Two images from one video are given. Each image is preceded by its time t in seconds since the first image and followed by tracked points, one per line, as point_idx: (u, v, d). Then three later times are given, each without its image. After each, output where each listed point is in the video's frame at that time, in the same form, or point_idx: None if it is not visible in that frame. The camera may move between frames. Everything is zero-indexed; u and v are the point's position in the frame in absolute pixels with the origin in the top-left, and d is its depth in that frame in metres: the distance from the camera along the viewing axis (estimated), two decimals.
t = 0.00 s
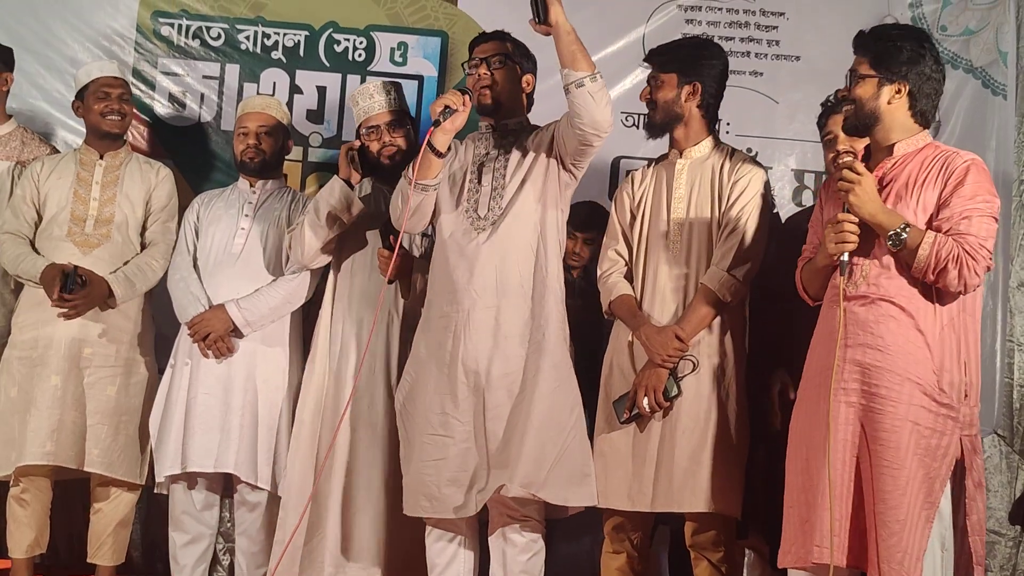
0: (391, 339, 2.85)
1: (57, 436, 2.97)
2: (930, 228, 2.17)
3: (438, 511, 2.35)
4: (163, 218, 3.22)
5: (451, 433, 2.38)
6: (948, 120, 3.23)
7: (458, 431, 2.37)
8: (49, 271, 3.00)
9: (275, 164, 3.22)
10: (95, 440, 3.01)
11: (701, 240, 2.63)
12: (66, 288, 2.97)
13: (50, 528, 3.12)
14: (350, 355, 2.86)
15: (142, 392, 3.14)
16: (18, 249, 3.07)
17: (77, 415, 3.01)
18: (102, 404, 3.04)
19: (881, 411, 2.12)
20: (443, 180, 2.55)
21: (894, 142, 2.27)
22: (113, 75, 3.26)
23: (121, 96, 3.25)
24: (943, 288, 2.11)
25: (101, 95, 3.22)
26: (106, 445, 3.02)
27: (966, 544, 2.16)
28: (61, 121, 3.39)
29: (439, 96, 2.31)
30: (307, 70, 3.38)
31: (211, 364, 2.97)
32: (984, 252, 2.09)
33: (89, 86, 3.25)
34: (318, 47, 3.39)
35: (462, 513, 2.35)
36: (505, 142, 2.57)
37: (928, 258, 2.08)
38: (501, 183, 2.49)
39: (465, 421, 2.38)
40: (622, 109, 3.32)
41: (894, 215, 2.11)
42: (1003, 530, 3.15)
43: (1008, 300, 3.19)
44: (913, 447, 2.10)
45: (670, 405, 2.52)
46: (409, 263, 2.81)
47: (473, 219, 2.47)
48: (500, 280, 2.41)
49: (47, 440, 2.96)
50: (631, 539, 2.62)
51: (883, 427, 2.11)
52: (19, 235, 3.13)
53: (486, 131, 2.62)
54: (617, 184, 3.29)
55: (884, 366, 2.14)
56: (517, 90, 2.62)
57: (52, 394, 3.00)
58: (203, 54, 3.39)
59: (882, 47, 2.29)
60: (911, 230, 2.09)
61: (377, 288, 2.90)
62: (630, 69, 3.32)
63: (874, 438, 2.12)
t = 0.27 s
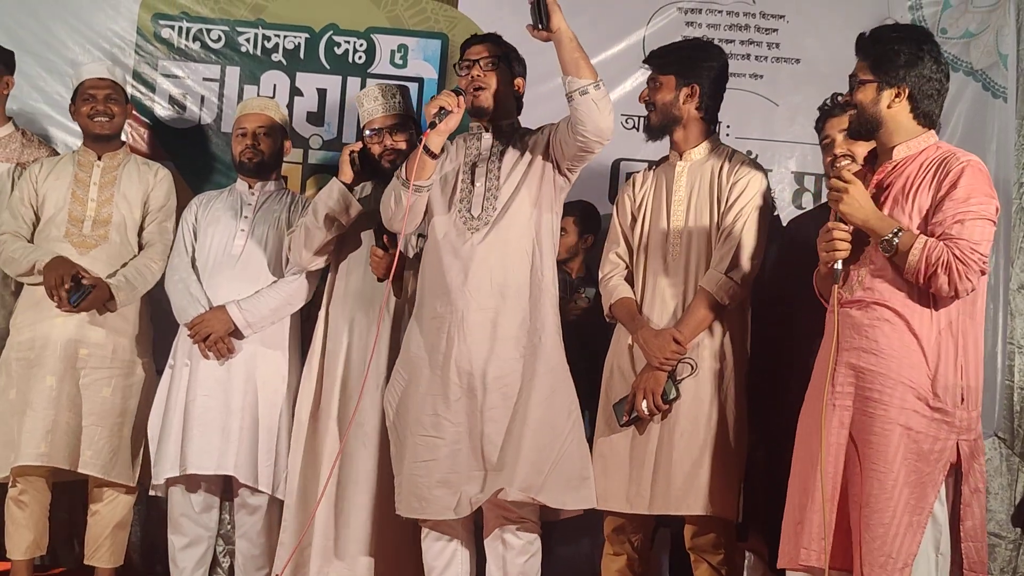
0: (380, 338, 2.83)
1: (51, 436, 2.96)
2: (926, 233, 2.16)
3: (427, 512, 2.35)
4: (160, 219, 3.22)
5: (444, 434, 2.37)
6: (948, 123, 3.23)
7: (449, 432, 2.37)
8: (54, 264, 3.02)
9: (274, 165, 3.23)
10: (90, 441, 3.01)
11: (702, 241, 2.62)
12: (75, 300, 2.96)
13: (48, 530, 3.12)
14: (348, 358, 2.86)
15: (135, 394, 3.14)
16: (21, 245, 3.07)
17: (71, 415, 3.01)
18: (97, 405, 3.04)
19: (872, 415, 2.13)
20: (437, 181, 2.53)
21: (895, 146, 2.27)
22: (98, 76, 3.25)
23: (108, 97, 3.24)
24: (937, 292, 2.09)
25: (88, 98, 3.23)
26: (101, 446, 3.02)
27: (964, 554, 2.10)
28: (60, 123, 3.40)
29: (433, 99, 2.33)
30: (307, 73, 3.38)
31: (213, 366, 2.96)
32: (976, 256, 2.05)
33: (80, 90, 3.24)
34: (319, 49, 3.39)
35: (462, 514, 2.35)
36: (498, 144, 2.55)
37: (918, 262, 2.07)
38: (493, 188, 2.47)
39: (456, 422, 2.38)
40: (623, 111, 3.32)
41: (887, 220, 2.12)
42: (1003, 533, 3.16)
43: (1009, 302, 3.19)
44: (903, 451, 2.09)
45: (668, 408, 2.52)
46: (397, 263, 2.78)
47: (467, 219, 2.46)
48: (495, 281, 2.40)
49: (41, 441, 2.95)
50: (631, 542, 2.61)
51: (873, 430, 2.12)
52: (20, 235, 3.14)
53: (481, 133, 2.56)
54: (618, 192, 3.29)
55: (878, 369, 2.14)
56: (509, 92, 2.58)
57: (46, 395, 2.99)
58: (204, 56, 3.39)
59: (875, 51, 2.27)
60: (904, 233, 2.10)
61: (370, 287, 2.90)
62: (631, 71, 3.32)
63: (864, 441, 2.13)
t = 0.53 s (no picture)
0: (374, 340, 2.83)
1: (44, 436, 2.97)
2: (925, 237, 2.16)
3: (420, 514, 2.34)
4: (155, 216, 3.20)
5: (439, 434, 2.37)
6: (948, 125, 3.23)
7: (441, 432, 2.36)
8: (48, 262, 3.04)
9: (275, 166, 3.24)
10: (81, 441, 3.01)
11: (702, 244, 2.62)
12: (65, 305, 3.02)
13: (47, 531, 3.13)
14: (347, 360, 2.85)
15: (131, 395, 3.14)
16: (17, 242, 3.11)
17: (64, 415, 3.01)
18: (91, 405, 3.04)
19: (872, 420, 2.13)
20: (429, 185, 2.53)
21: (895, 148, 2.27)
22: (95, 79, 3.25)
23: (103, 99, 3.25)
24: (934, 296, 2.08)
25: (84, 100, 3.24)
26: (93, 446, 3.02)
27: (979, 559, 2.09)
28: (61, 126, 3.39)
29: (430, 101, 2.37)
30: (307, 75, 3.39)
31: (215, 368, 2.97)
32: (972, 260, 2.04)
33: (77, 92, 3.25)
34: (319, 51, 3.39)
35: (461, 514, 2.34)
36: (489, 145, 2.55)
37: (915, 266, 2.07)
38: (487, 192, 2.47)
39: (448, 423, 2.37)
40: (623, 112, 3.32)
41: (884, 223, 2.13)
42: (1003, 535, 3.16)
43: (1009, 304, 3.19)
44: (902, 455, 2.09)
45: (669, 410, 2.52)
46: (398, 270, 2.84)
47: (461, 221, 2.46)
48: (491, 283, 2.41)
49: (33, 440, 2.95)
50: (631, 545, 2.61)
51: (873, 435, 2.12)
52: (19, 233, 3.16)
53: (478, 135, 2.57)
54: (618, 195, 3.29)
55: (878, 374, 2.14)
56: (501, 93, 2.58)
57: (40, 395, 3.00)
58: (205, 58, 3.40)
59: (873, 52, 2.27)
60: (901, 237, 2.10)
61: (360, 288, 2.91)
62: (631, 73, 3.32)
63: (864, 446, 2.13)
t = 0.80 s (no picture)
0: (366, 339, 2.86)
1: (36, 436, 2.98)
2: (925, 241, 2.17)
3: (402, 518, 2.37)
4: (154, 204, 3.19)
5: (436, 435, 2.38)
6: (948, 126, 3.23)
7: (428, 434, 2.39)
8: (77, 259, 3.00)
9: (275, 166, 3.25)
10: (76, 441, 3.00)
11: (706, 248, 2.64)
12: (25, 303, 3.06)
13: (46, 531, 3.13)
14: (345, 361, 2.86)
15: (129, 396, 3.13)
16: (21, 234, 3.08)
17: (58, 415, 3.03)
18: (84, 404, 3.03)
19: (874, 425, 2.13)
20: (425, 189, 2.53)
21: (893, 150, 2.27)
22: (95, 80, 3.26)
23: (103, 100, 3.25)
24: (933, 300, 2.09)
25: (84, 102, 3.25)
26: (86, 446, 3.01)
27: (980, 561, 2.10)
28: (62, 127, 3.39)
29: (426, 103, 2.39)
30: (307, 76, 3.38)
31: (216, 369, 2.96)
32: (971, 265, 2.05)
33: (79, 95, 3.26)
34: (319, 52, 3.39)
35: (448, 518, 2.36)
36: (484, 148, 2.55)
37: (914, 270, 2.07)
38: (483, 195, 2.48)
39: (436, 426, 2.39)
40: (623, 113, 3.32)
41: (881, 224, 2.12)
42: (1003, 536, 3.16)
43: (1009, 305, 3.20)
44: (905, 460, 2.09)
45: (681, 407, 2.52)
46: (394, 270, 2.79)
47: (456, 223, 2.46)
48: (484, 283, 2.41)
49: (26, 440, 2.97)
50: (633, 546, 2.62)
51: (875, 440, 2.12)
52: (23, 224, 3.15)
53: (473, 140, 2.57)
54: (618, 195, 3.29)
55: (880, 379, 2.14)
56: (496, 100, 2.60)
57: (34, 393, 3.01)
58: (205, 60, 3.39)
59: (868, 52, 2.27)
60: (899, 238, 2.10)
61: (353, 285, 2.93)
62: (631, 74, 3.32)
63: (867, 452, 2.13)
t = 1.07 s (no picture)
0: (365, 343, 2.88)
1: (37, 436, 2.98)
2: (925, 242, 2.17)
3: (395, 516, 2.37)
4: (153, 210, 3.18)
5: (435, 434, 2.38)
6: (948, 126, 3.23)
7: (421, 434, 2.39)
8: (80, 284, 2.97)
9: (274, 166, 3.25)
10: (78, 442, 3.00)
11: (710, 248, 2.64)
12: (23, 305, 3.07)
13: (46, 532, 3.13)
14: (342, 363, 2.86)
15: (129, 397, 3.13)
16: (26, 241, 3.08)
17: (59, 416, 3.03)
18: (85, 405, 3.03)
19: (875, 426, 2.13)
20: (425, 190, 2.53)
21: (891, 148, 2.27)
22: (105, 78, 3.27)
23: (110, 96, 3.24)
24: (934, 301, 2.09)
25: (92, 98, 3.24)
26: (90, 447, 3.01)
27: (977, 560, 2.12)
28: (61, 126, 3.39)
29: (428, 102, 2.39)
30: (307, 76, 3.38)
31: (216, 369, 2.96)
32: (973, 265, 2.05)
33: (89, 89, 3.26)
34: (319, 53, 3.39)
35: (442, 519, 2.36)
36: (483, 148, 2.55)
37: (916, 273, 2.07)
38: (483, 195, 2.48)
39: (430, 425, 2.39)
40: (624, 113, 3.32)
41: (880, 233, 2.13)
42: (1003, 536, 3.16)
43: (1009, 306, 3.19)
44: (906, 461, 2.10)
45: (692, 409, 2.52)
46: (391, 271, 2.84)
47: (456, 223, 2.47)
48: (483, 284, 2.41)
49: (26, 439, 2.97)
50: (636, 547, 2.62)
51: (876, 441, 2.12)
52: (27, 229, 3.14)
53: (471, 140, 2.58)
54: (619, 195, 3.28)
55: (879, 380, 2.14)
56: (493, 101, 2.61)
57: (35, 394, 3.01)
58: (205, 60, 3.39)
59: (866, 53, 2.28)
60: (898, 244, 2.10)
61: (353, 288, 2.93)
62: (632, 73, 3.32)
63: (868, 453, 2.13)
